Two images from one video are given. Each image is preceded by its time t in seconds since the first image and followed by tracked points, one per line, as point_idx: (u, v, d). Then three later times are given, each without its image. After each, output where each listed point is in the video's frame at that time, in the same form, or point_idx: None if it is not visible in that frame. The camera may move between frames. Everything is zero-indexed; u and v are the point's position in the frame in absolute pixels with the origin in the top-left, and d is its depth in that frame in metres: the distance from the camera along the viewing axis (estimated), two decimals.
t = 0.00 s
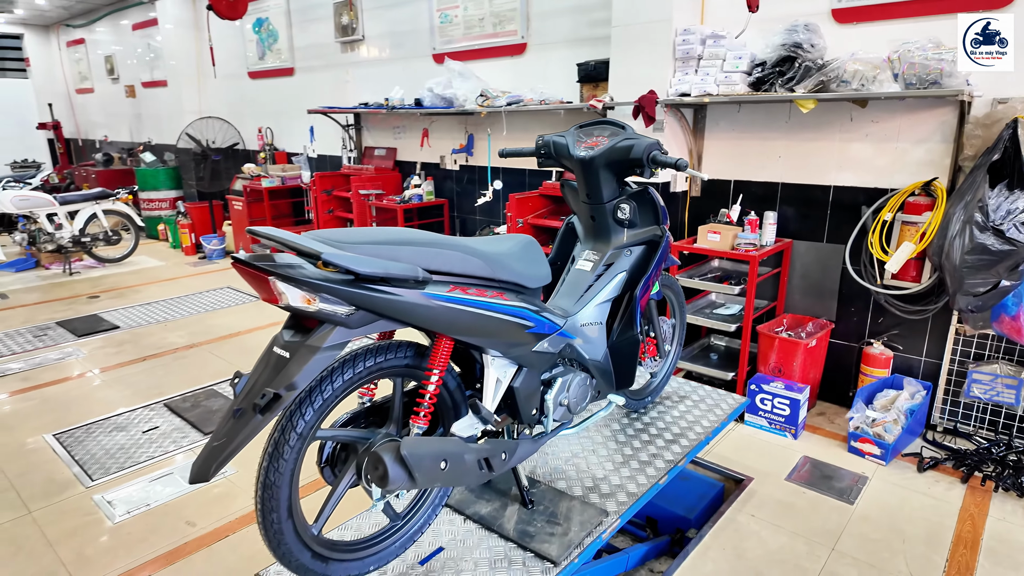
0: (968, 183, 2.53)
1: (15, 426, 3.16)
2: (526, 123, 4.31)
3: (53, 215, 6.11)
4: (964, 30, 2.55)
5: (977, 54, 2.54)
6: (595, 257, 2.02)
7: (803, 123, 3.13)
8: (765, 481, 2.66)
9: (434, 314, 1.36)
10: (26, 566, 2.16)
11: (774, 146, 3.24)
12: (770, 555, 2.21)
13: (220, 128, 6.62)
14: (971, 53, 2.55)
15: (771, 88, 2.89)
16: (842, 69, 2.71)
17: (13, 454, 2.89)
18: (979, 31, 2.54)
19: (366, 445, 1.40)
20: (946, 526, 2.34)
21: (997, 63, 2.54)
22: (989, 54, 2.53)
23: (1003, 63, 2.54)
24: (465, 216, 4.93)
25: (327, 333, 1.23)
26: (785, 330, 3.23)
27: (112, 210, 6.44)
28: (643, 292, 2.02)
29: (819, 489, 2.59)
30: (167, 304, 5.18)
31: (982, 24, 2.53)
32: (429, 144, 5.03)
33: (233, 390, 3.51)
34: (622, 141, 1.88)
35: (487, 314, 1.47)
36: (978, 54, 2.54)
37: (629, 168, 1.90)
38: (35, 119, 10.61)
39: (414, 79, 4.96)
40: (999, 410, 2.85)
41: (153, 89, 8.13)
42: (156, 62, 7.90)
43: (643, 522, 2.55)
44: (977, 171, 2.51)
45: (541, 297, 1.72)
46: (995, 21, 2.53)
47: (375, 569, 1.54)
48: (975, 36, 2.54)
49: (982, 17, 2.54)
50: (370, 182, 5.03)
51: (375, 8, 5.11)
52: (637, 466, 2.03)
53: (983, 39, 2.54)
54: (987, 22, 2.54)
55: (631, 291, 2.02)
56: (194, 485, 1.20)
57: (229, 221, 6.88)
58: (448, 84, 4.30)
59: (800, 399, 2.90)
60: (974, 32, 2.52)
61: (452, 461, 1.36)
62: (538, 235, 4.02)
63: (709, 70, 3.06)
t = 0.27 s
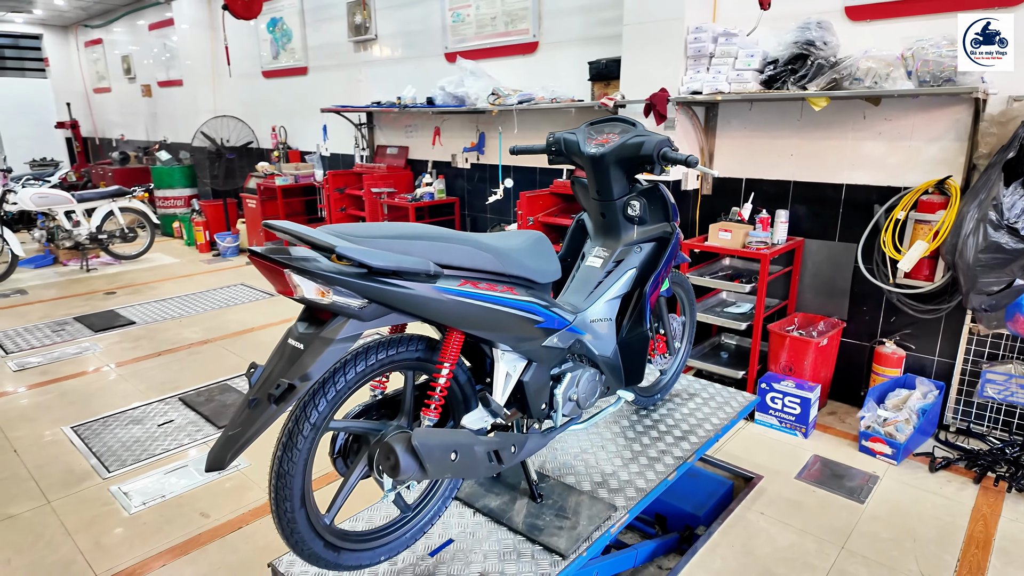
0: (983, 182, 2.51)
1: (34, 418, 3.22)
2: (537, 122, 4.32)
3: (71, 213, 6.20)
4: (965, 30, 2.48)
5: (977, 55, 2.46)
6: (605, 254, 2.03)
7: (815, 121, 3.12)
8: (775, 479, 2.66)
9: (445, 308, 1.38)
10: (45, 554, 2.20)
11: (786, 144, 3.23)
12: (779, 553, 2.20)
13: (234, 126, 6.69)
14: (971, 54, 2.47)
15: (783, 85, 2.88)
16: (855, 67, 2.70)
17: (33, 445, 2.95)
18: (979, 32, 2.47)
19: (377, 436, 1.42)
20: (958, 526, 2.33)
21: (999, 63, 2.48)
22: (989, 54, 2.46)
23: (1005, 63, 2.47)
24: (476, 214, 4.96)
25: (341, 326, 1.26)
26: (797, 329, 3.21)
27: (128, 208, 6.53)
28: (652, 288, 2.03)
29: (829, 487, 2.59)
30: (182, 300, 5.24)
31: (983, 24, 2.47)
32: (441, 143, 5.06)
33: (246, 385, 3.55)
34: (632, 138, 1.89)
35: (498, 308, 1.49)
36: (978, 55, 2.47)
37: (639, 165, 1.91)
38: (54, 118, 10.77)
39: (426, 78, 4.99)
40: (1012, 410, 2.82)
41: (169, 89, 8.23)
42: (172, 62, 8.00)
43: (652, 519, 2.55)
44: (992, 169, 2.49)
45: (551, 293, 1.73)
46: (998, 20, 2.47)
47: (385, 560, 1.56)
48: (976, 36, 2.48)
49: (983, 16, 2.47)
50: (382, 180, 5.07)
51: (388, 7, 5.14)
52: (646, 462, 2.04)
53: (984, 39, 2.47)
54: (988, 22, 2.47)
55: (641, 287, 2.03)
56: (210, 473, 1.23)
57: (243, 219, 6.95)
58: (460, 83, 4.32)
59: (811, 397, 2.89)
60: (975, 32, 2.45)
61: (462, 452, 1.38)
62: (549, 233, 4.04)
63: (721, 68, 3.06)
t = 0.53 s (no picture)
0: (995, 180, 2.50)
1: (49, 412, 3.27)
2: (546, 120, 4.33)
3: (85, 210, 6.27)
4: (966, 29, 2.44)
5: (978, 56, 2.43)
6: (613, 251, 2.04)
7: (826, 119, 3.10)
8: (783, 478, 2.65)
9: (454, 303, 1.40)
10: (59, 546, 2.24)
11: (796, 142, 3.22)
12: (787, 552, 2.20)
13: (246, 125, 6.73)
14: (974, 55, 2.43)
15: (794, 83, 2.87)
16: (867, 64, 2.68)
17: (47, 439, 2.99)
18: (979, 31, 2.44)
19: (386, 430, 1.43)
20: (968, 526, 2.31)
21: (997, 63, 2.45)
22: (989, 54, 2.44)
23: (1003, 63, 2.44)
24: (485, 213, 4.97)
25: (351, 320, 1.28)
26: (806, 328, 3.20)
27: (141, 205, 6.59)
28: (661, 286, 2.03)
29: (838, 487, 2.57)
30: (194, 297, 5.29)
31: (984, 24, 2.43)
32: (450, 141, 5.07)
33: (257, 381, 3.58)
34: (642, 135, 1.89)
35: (507, 304, 1.50)
36: (980, 55, 2.43)
37: (648, 162, 1.92)
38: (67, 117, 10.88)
39: (436, 77, 5.01)
40: None
41: (181, 88, 8.30)
42: (184, 61, 8.06)
43: (659, 517, 2.55)
44: (1005, 168, 2.47)
45: (560, 290, 1.74)
46: (1000, 20, 2.44)
47: (394, 553, 1.58)
48: (977, 36, 2.45)
49: (983, 16, 2.44)
50: (391, 179, 5.09)
51: (398, 6, 5.16)
52: (654, 460, 2.04)
53: (983, 39, 2.45)
54: (988, 22, 2.44)
55: (650, 285, 2.03)
56: (222, 465, 1.24)
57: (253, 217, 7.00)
58: (469, 81, 4.33)
59: (820, 396, 2.88)
60: (974, 32, 2.42)
61: (471, 447, 1.39)
62: (558, 232, 4.03)
63: (731, 66, 3.04)
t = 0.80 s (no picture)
0: (1007, 179, 2.48)
1: (61, 408, 3.30)
2: (554, 119, 4.33)
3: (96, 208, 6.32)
4: (966, 29, 2.43)
5: (979, 56, 2.43)
6: (620, 249, 2.04)
7: (836, 117, 3.09)
8: (791, 477, 2.64)
9: (462, 299, 1.41)
10: (71, 539, 2.26)
11: (805, 141, 3.21)
12: (795, 551, 2.19)
13: (254, 124, 6.77)
14: (976, 53, 2.42)
15: (803, 81, 2.86)
16: (876, 62, 2.67)
17: (59, 434, 3.03)
18: (980, 31, 2.43)
19: (394, 426, 1.44)
20: (977, 527, 2.30)
21: (996, 63, 2.44)
22: (989, 54, 2.43)
23: (1002, 63, 2.43)
24: (492, 212, 4.98)
25: (360, 316, 1.29)
26: (815, 328, 3.19)
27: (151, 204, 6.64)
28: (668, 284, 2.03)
29: (846, 486, 2.56)
30: (203, 295, 5.33)
31: (986, 23, 2.42)
32: (457, 140, 5.08)
33: (265, 378, 3.61)
34: (650, 133, 1.89)
35: (514, 301, 1.50)
36: (982, 54, 2.43)
37: (656, 160, 1.92)
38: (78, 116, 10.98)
39: (444, 75, 5.02)
40: None
41: (191, 87, 8.35)
42: (194, 60, 8.11)
43: (666, 515, 2.55)
44: (1016, 166, 2.46)
45: (567, 287, 1.74)
46: (1002, 19, 2.42)
47: (401, 548, 1.58)
48: (975, 35, 2.44)
49: (983, 16, 2.42)
50: (399, 177, 5.11)
51: (406, 5, 5.18)
52: (661, 458, 2.04)
53: (982, 39, 2.44)
54: (987, 21, 2.43)
55: (657, 283, 2.03)
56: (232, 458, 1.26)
57: (262, 215, 7.04)
58: (477, 80, 4.33)
59: (828, 396, 2.87)
60: (974, 32, 2.41)
61: (478, 442, 1.40)
62: (566, 231, 4.03)
63: (740, 64, 3.03)
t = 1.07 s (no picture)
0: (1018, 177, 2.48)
1: (71, 404, 3.33)
2: (561, 118, 4.33)
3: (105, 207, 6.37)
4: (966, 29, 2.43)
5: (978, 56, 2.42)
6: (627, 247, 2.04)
7: (844, 116, 3.08)
8: (798, 477, 2.64)
9: (470, 297, 1.41)
10: (82, 534, 2.28)
11: (813, 140, 3.20)
12: (802, 550, 2.19)
13: (262, 123, 6.79)
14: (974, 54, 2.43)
15: (811, 80, 2.85)
16: (886, 61, 2.66)
17: (69, 430, 3.05)
18: (979, 31, 2.43)
19: (403, 422, 1.45)
20: (986, 527, 2.29)
21: (996, 63, 2.43)
22: (989, 54, 2.42)
23: (1002, 63, 2.42)
24: (498, 211, 4.99)
25: (369, 313, 1.30)
26: (822, 327, 3.18)
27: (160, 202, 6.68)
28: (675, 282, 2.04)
29: (853, 486, 2.56)
30: (211, 293, 5.36)
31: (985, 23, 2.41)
32: (464, 139, 5.08)
33: (273, 376, 3.63)
34: (657, 132, 1.90)
35: (522, 298, 1.51)
36: (981, 54, 2.43)
37: (664, 158, 1.92)
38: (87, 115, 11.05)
39: (451, 74, 5.03)
40: None
41: (199, 86, 8.40)
42: (202, 59, 8.16)
43: (672, 514, 2.55)
44: None
45: (574, 285, 1.74)
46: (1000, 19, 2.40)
47: (409, 544, 1.59)
48: (975, 36, 2.44)
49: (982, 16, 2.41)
50: (405, 176, 5.12)
51: (414, 4, 5.19)
52: (667, 456, 2.04)
53: (982, 39, 2.43)
54: (987, 21, 2.41)
55: (664, 281, 2.03)
56: (243, 453, 1.27)
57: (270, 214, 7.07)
58: (484, 79, 4.34)
59: (836, 396, 2.86)
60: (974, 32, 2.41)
61: (485, 439, 1.40)
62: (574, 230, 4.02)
63: (748, 63, 3.02)
